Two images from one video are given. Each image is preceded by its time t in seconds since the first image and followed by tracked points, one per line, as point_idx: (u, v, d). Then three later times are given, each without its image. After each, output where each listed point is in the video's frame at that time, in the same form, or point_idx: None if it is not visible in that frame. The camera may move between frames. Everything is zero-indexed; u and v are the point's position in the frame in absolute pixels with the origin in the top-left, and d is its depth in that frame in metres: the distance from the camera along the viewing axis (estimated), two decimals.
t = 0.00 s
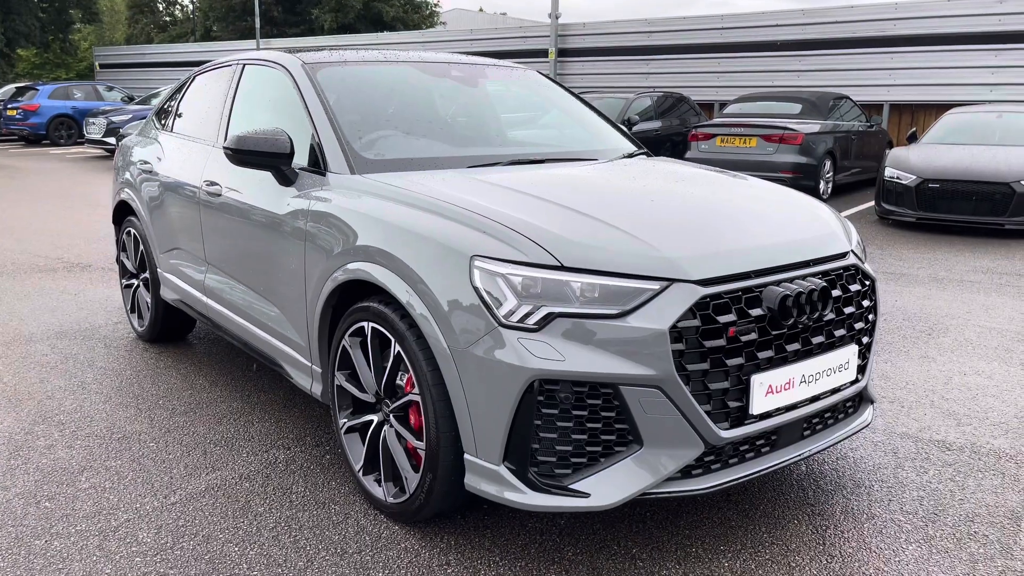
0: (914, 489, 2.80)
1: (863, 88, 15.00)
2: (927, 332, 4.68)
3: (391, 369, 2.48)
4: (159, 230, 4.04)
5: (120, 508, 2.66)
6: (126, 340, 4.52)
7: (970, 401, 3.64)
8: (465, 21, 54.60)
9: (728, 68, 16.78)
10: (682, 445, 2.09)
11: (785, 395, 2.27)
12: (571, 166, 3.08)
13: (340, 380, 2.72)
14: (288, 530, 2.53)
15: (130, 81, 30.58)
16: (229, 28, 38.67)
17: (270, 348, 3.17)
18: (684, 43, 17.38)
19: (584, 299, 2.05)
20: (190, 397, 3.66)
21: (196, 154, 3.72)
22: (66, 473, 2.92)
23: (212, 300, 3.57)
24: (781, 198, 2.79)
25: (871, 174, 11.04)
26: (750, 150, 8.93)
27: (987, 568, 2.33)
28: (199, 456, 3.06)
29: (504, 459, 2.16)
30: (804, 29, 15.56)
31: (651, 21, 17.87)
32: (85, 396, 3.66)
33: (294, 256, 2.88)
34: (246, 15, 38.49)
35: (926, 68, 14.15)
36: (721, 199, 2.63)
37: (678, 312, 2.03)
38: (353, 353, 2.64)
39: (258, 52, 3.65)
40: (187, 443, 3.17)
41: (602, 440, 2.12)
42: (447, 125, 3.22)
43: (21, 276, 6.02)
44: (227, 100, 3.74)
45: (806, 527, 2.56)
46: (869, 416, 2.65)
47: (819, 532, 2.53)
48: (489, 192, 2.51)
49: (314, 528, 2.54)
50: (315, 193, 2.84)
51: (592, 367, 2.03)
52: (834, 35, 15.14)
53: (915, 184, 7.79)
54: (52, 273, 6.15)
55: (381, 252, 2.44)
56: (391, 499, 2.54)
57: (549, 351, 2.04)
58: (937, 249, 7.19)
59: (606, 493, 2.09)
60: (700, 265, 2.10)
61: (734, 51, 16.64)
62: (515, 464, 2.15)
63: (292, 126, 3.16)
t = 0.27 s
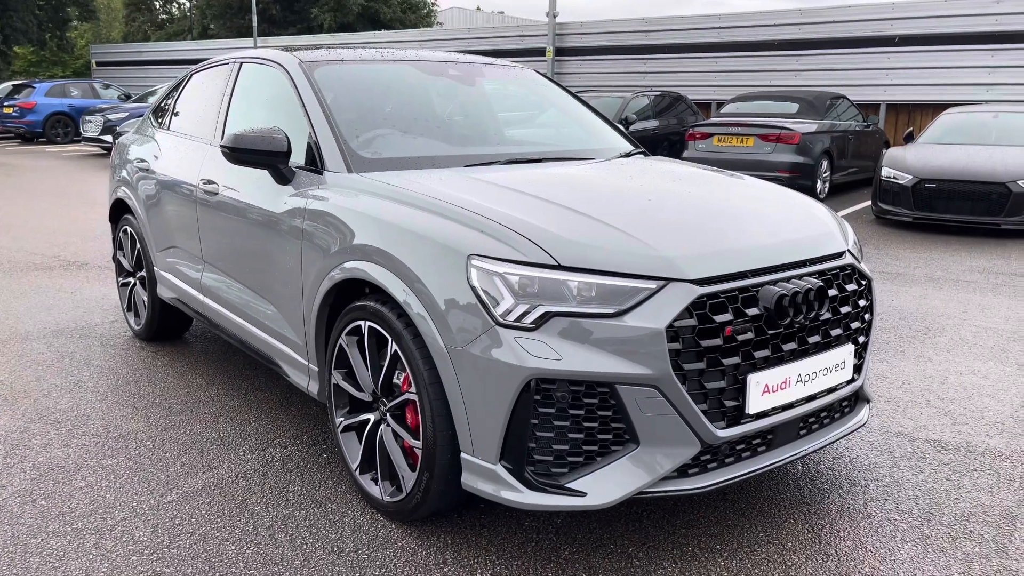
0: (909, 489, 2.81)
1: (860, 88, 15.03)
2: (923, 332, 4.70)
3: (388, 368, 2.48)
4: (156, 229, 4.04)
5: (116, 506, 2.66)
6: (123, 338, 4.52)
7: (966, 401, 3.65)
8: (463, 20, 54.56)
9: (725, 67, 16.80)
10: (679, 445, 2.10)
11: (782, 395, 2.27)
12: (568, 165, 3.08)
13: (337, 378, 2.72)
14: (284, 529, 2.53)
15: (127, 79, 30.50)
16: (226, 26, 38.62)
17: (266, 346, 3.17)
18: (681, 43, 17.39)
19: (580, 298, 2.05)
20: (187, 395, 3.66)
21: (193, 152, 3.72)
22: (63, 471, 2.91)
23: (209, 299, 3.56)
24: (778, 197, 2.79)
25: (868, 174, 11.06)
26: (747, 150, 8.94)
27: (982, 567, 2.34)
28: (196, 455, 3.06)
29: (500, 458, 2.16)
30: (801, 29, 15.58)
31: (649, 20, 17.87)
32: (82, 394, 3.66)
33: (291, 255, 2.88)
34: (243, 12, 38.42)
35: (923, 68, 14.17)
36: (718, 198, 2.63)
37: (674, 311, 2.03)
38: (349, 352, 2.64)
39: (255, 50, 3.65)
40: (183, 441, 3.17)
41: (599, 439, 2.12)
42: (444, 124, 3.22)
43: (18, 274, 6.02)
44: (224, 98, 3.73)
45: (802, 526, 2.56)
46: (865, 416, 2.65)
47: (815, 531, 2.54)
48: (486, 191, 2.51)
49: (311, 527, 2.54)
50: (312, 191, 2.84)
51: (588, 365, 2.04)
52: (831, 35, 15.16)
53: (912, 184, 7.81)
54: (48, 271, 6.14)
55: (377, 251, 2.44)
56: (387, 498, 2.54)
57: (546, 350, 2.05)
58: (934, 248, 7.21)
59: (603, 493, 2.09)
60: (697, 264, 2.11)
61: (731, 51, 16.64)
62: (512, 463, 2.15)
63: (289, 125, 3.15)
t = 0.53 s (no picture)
0: (905, 488, 2.81)
1: (857, 88, 15.04)
2: (919, 331, 4.71)
3: (384, 367, 2.48)
4: (152, 228, 4.03)
5: (112, 505, 2.65)
6: (119, 337, 4.51)
7: (962, 400, 3.66)
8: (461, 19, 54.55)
9: (723, 67, 16.81)
10: (675, 444, 2.10)
11: (778, 394, 2.28)
12: (565, 165, 3.09)
13: (333, 378, 2.72)
14: (281, 528, 2.53)
15: (124, 78, 30.45)
16: (224, 25, 38.58)
17: (263, 346, 3.17)
18: (679, 42, 17.40)
19: (577, 298, 2.06)
20: (183, 395, 3.65)
21: (189, 151, 3.72)
22: (59, 470, 2.91)
23: (206, 298, 3.56)
24: (774, 197, 2.79)
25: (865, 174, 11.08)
26: (744, 149, 8.94)
27: (978, 567, 2.34)
28: (193, 454, 3.05)
29: (497, 457, 2.16)
30: (799, 29, 15.60)
31: (646, 20, 17.88)
32: (79, 393, 3.65)
33: (288, 254, 2.88)
34: (240, 11, 38.38)
35: (920, 69, 14.20)
36: (714, 198, 2.64)
37: (671, 311, 2.03)
38: (346, 351, 2.64)
39: (253, 50, 3.64)
40: (179, 440, 3.17)
41: (595, 438, 2.12)
42: (442, 124, 3.22)
43: (14, 273, 6.01)
44: (221, 97, 3.73)
45: (798, 526, 2.56)
46: (861, 415, 2.66)
47: (811, 530, 2.54)
48: (483, 191, 2.51)
49: (307, 526, 2.54)
50: (309, 190, 2.84)
51: (585, 365, 2.04)
52: (829, 35, 15.17)
53: (909, 184, 7.82)
54: (45, 270, 6.13)
55: (374, 250, 2.44)
56: (384, 497, 2.54)
57: (543, 350, 2.05)
58: (931, 248, 7.22)
59: (599, 492, 2.09)
60: (693, 264, 2.11)
61: (729, 50, 16.64)
62: (508, 462, 2.15)
63: (286, 124, 3.15)
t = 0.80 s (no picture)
0: (902, 488, 2.82)
1: (855, 88, 15.06)
2: (917, 332, 4.71)
3: (381, 367, 2.48)
4: (150, 228, 4.03)
5: (109, 505, 2.65)
6: (117, 337, 4.51)
7: (959, 401, 3.66)
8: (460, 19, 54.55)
9: (721, 68, 16.82)
10: (672, 444, 2.10)
11: (775, 394, 2.28)
12: (563, 165, 3.09)
13: (330, 378, 2.72)
14: (277, 528, 2.53)
15: (123, 77, 30.44)
16: (222, 25, 38.57)
17: (261, 346, 3.16)
18: (677, 43, 17.41)
19: (573, 298, 2.06)
20: (180, 395, 3.65)
21: (187, 151, 3.72)
22: (56, 470, 2.91)
23: (203, 298, 3.56)
24: (771, 198, 2.80)
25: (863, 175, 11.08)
26: (742, 150, 8.95)
27: (974, 567, 2.35)
28: (190, 454, 3.05)
29: (494, 457, 2.16)
30: (797, 29, 15.61)
31: (645, 21, 17.89)
32: (76, 393, 3.65)
33: (285, 254, 2.88)
34: (239, 11, 38.36)
35: (918, 69, 14.21)
36: (711, 198, 2.64)
37: (667, 311, 2.03)
38: (344, 351, 2.64)
39: (250, 49, 3.64)
40: (176, 440, 3.17)
41: (592, 438, 2.12)
42: (439, 124, 3.22)
43: (12, 273, 6.00)
44: (219, 97, 3.73)
45: (795, 526, 2.57)
46: (858, 416, 2.66)
47: (808, 530, 2.54)
48: (480, 191, 2.51)
49: (304, 526, 2.54)
50: (306, 190, 2.84)
51: (582, 365, 2.04)
52: (827, 36, 15.18)
53: (907, 185, 7.83)
54: (43, 269, 6.13)
55: (371, 250, 2.44)
56: (381, 497, 2.54)
57: (540, 350, 2.05)
58: (928, 249, 7.22)
59: (596, 492, 2.10)
60: (690, 264, 2.11)
61: (728, 51, 16.66)
62: (505, 462, 2.15)
63: (284, 124, 3.15)
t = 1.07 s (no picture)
0: (900, 489, 2.82)
1: (854, 89, 15.07)
2: (915, 333, 4.71)
3: (380, 368, 2.48)
4: (148, 228, 4.03)
5: (107, 506, 2.65)
6: (114, 338, 4.50)
7: (957, 401, 3.67)
8: (458, 20, 54.56)
9: (720, 68, 16.83)
10: (671, 445, 2.10)
11: (773, 395, 2.28)
12: (562, 166, 3.09)
13: (329, 378, 2.72)
14: (276, 528, 2.53)
15: (120, 77, 30.41)
16: (220, 26, 38.55)
17: (259, 346, 3.16)
18: (675, 44, 17.42)
19: (572, 299, 2.06)
20: (179, 395, 3.65)
21: (185, 152, 3.71)
22: (54, 471, 2.91)
23: (202, 298, 3.56)
24: (770, 198, 2.80)
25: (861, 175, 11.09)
26: (741, 151, 8.96)
27: (972, 567, 2.35)
28: (188, 454, 3.05)
29: (492, 457, 2.16)
30: (796, 30, 15.62)
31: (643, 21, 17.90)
32: (74, 394, 3.65)
33: (283, 255, 2.87)
34: (237, 11, 38.35)
35: (916, 70, 14.23)
36: (709, 199, 2.64)
37: (666, 311, 2.04)
38: (342, 352, 2.64)
39: (249, 50, 3.64)
40: (174, 441, 3.17)
41: (591, 439, 2.12)
42: (437, 124, 3.22)
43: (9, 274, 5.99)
44: (217, 97, 3.73)
45: (793, 526, 2.57)
46: (856, 416, 2.66)
47: (807, 531, 2.54)
48: (479, 192, 2.51)
49: (302, 527, 2.54)
50: (305, 191, 2.84)
51: (581, 365, 2.04)
52: (826, 37, 15.20)
53: (904, 186, 7.84)
54: (40, 270, 6.12)
55: (370, 251, 2.44)
56: (379, 498, 2.54)
57: (538, 350, 2.05)
58: (927, 250, 7.23)
59: (594, 493, 2.10)
60: (688, 264, 2.11)
61: (726, 52, 16.67)
62: (503, 463, 2.15)
63: (282, 125, 3.15)
